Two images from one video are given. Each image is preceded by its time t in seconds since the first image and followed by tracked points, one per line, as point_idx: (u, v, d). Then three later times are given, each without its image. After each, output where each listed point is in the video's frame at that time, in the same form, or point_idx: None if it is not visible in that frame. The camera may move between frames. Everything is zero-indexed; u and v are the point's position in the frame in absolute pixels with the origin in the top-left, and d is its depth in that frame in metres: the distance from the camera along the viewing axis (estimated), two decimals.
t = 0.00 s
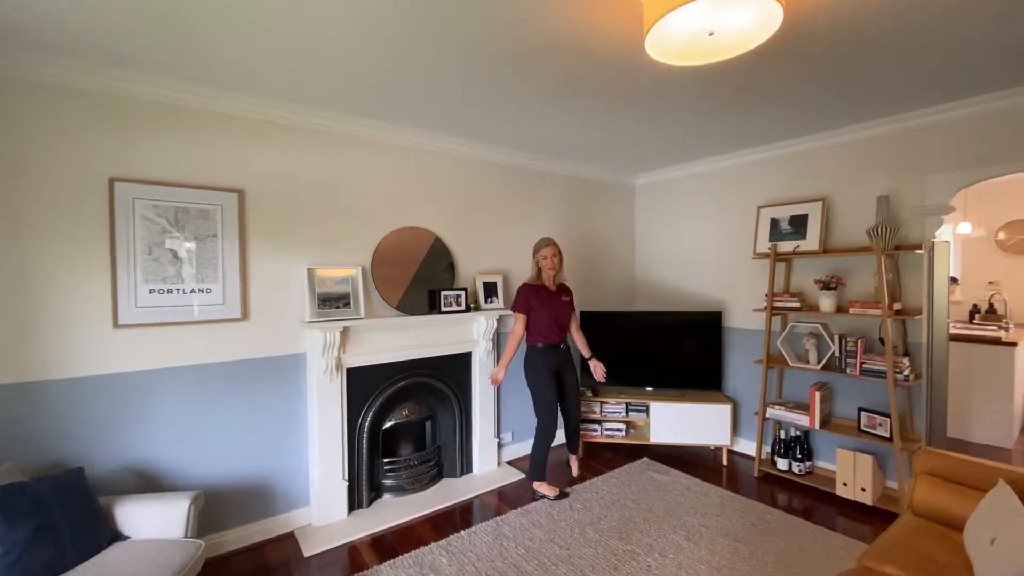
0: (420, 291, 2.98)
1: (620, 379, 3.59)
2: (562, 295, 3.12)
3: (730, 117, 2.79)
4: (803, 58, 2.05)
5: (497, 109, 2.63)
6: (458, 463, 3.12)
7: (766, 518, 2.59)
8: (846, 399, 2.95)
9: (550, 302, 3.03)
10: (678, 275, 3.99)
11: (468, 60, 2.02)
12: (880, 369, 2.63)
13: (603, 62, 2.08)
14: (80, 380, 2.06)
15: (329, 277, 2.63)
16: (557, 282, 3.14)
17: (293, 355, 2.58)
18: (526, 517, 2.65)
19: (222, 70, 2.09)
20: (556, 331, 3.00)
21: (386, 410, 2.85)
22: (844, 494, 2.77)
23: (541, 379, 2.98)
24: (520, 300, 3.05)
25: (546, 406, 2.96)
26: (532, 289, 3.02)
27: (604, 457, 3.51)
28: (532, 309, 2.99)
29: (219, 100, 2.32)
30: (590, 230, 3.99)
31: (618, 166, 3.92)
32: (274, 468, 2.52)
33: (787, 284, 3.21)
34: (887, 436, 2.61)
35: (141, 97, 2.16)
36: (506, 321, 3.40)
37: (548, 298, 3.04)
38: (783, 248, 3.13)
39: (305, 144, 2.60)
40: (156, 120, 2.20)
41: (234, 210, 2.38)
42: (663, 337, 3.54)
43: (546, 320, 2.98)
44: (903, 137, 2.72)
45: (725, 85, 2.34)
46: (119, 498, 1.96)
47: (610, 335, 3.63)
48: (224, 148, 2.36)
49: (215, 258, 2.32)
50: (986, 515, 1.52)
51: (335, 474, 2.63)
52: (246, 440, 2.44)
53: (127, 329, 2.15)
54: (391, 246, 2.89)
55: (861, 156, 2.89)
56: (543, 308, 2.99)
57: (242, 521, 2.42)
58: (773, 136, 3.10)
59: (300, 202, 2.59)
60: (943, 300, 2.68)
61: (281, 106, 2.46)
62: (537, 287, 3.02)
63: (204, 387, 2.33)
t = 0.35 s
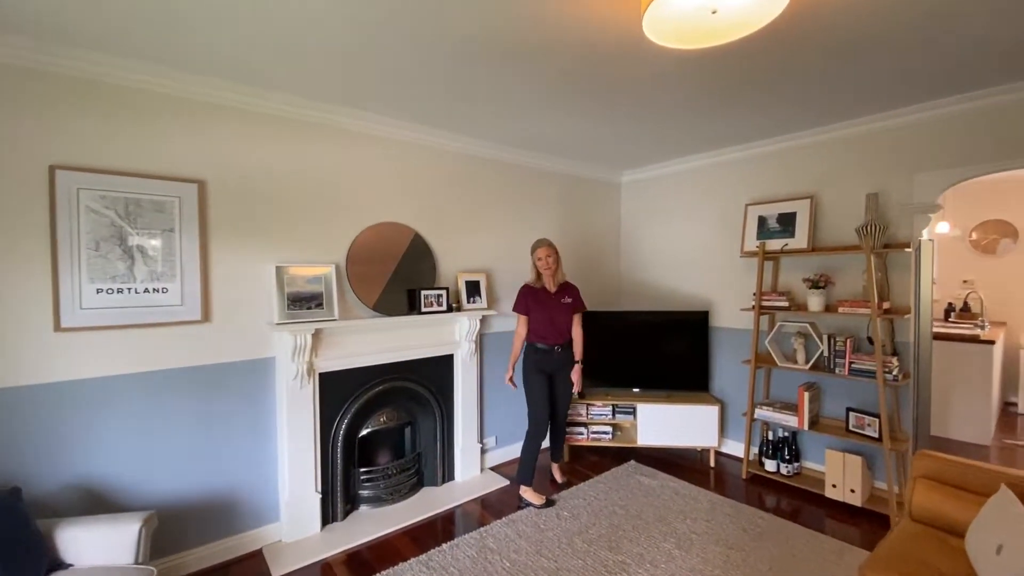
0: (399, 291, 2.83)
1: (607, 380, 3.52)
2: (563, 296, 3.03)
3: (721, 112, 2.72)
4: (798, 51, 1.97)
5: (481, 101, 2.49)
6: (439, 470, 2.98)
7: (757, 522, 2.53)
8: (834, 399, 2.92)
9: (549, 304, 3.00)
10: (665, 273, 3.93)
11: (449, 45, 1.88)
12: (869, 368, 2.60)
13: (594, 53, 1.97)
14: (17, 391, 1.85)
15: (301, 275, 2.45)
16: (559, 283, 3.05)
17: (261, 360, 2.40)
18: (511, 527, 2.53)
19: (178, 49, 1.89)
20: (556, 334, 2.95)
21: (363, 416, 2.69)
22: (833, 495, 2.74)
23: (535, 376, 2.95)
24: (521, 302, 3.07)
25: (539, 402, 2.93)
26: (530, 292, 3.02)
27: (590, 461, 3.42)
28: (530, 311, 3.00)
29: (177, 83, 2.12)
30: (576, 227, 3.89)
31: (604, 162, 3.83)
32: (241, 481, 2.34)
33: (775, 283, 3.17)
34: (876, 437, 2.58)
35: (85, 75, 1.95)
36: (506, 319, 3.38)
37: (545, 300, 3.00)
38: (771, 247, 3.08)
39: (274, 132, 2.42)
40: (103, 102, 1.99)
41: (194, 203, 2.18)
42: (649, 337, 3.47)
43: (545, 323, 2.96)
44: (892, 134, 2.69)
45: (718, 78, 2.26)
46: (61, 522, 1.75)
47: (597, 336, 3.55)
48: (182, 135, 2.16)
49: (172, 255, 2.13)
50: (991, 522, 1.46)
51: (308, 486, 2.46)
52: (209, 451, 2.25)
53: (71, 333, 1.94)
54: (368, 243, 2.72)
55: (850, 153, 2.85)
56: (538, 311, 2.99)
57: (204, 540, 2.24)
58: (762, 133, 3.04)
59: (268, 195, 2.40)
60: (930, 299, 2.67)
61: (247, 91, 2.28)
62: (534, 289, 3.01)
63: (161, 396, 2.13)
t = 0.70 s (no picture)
0: (386, 290, 2.71)
1: (600, 381, 3.45)
2: (561, 296, 2.93)
3: (717, 107, 2.66)
4: (800, 41, 1.91)
5: (472, 90, 2.39)
6: (428, 477, 2.87)
7: (755, 527, 2.48)
8: (829, 400, 2.89)
9: (545, 303, 2.93)
10: (658, 273, 3.87)
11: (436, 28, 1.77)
12: (866, 369, 2.56)
13: (592, 37, 1.88)
14: None
15: (281, 275, 2.32)
16: (560, 281, 2.94)
17: (239, 363, 2.26)
18: (503, 535, 2.44)
19: (143, 28, 1.75)
20: (552, 334, 2.88)
21: (348, 422, 2.57)
22: (829, 498, 2.70)
23: (526, 376, 2.95)
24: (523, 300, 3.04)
25: (530, 404, 2.93)
26: (532, 289, 2.98)
27: (583, 464, 3.34)
28: (529, 309, 2.97)
29: (145, 66, 1.98)
30: (568, 226, 3.81)
31: (596, 159, 3.75)
32: (216, 492, 2.20)
33: (770, 282, 3.13)
34: (873, 438, 2.54)
35: (41, 56, 1.79)
36: (505, 318, 3.34)
37: (545, 298, 2.94)
38: (766, 246, 3.04)
39: (252, 122, 2.28)
40: (62, 85, 1.83)
41: (165, 196, 2.03)
42: (643, 337, 3.41)
43: (542, 322, 2.91)
44: (887, 132, 2.66)
45: (717, 69, 2.18)
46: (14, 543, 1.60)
47: (593, 336, 3.46)
48: (151, 122, 2.02)
49: (140, 252, 1.98)
50: (1003, 526, 1.41)
51: (289, 496, 2.33)
52: (182, 462, 2.11)
53: (27, 336, 1.79)
54: (353, 241, 2.60)
55: (845, 151, 2.82)
56: (536, 311, 2.94)
57: (177, 556, 2.10)
58: (757, 130, 3.00)
59: (245, 189, 2.26)
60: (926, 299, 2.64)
61: (221, 76, 2.14)
62: (535, 287, 2.97)
63: (129, 404, 1.99)
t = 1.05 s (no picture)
0: (374, 291, 2.59)
1: (594, 383, 3.37)
2: (551, 295, 2.86)
3: (718, 105, 2.59)
4: (809, 39, 1.85)
5: (466, 83, 2.27)
6: (418, 485, 2.75)
7: (755, 533, 2.42)
8: (827, 401, 2.86)
9: (536, 303, 2.84)
10: (651, 273, 3.81)
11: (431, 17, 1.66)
12: (866, 370, 2.53)
13: (595, 31, 1.79)
14: None
15: (263, 274, 2.18)
16: (549, 281, 2.89)
17: (216, 369, 2.11)
18: (499, 546, 2.33)
19: (109, 9, 1.60)
20: (542, 334, 2.79)
21: (334, 429, 2.44)
22: (828, 501, 2.66)
23: (517, 379, 2.83)
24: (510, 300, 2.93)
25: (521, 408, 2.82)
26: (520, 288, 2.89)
27: (577, 469, 3.26)
28: (517, 310, 2.86)
29: (112, 49, 1.82)
30: (561, 224, 3.73)
31: (590, 156, 3.67)
32: (192, 508, 2.05)
33: (766, 282, 3.09)
34: (872, 440, 2.52)
35: None
36: (498, 320, 3.23)
37: (534, 298, 2.85)
38: (763, 246, 2.99)
39: (231, 112, 2.13)
40: (18, 68, 1.66)
41: (134, 189, 1.87)
42: (638, 338, 3.34)
43: (531, 325, 2.81)
44: (885, 131, 2.63)
45: (721, 66, 2.11)
46: None
47: (585, 338, 3.38)
48: (119, 111, 1.85)
49: (107, 250, 1.82)
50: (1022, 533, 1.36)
51: (271, 510, 2.19)
52: (153, 477, 1.95)
53: None
54: (339, 239, 2.47)
55: (843, 150, 2.79)
56: (524, 311, 2.83)
57: None
58: (755, 128, 2.95)
59: (224, 183, 2.11)
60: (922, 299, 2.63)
61: (198, 63, 1.99)
62: (523, 286, 2.88)
63: (94, 415, 1.82)
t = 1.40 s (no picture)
0: (358, 292, 2.48)
1: (584, 385, 3.32)
2: (530, 295, 2.81)
3: (711, 105, 2.57)
4: (807, 39, 1.83)
5: (457, 77, 2.19)
6: (405, 493, 2.66)
7: (748, 536, 2.40)
8: (816, 401, 2.87)
9: (514, 304, 2.77)
10: (640, 273, 3.78)
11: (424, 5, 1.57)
12: (856, 371, 2.54)
13: (593, 25, 1.73)
14: None
15: (239, 275, 2.05)
16: (527, 283, 2.84)
17: (189, 378, 1.97)
18: (489, 556, 2.26)
19: None
20: (520, 336, 2.72)
21: (317, 438, 2.32)
22: (818, 501, 2.67)
23: (499, 384, 2.73)
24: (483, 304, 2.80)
25: (505, 415, 2.73)
26: (495, 289, 2.79)
27: (568, 473, 3.21)
28: (495, 311, 2.77)
29: (73, 32, 1.68)
30: (550, 223, 3.66)
31: (579, 155, 3.62)
32: (164, 527, 1.91)
33: (755, 283, 3.09)
34: (862, 440, 2.53)
35: None
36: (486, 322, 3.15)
37: (511, 299, 2.77)
38: (753, 246, 2.99)
39: (206, 103, 2.00)
40: None
41: (98, 184, 1.73)
42: (627, 339, 3.31)
43: (510, 325, 2.73)
44: (873, 132, 2.65)
45: (717, 66, 2.08)
46: None
47: (573, 340, 3.32)
48: (82, 99, 1.72)
49: (67, 250, 1.67)
50: None
51: (250, 524, 2.07)
52: (118, 493, 1.81)
53: None
54: (321, 238, 2.35)
55: (831, 150, 2.80)
56: (502, 313, 2.75)
57: None
58: (745, 128, 2.94)
59: (199, 179, 1.98)
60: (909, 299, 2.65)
61: (169, 48, 1.86)
62: (499, 286, 2.79)
63: (51, 429, 1.68)
